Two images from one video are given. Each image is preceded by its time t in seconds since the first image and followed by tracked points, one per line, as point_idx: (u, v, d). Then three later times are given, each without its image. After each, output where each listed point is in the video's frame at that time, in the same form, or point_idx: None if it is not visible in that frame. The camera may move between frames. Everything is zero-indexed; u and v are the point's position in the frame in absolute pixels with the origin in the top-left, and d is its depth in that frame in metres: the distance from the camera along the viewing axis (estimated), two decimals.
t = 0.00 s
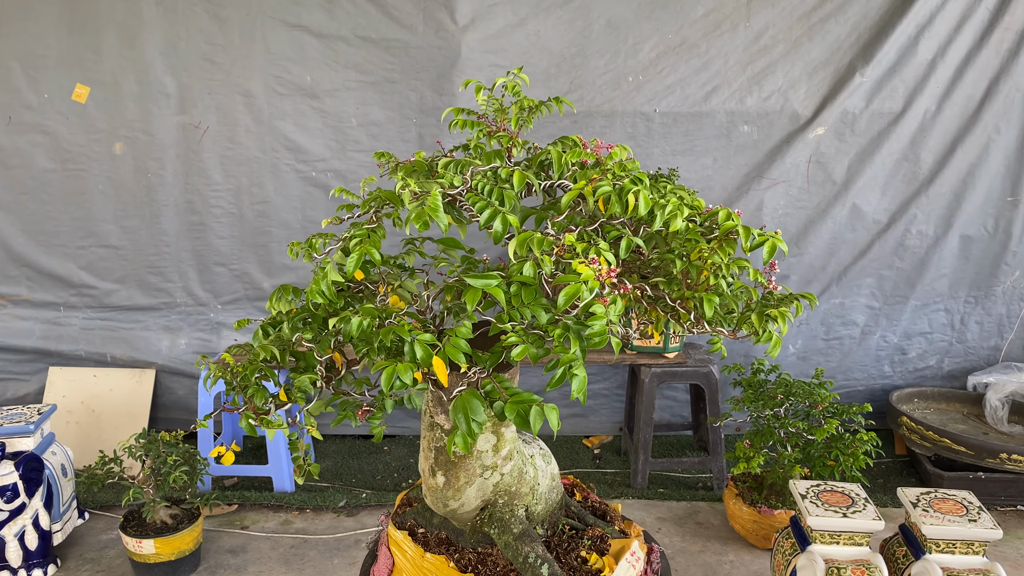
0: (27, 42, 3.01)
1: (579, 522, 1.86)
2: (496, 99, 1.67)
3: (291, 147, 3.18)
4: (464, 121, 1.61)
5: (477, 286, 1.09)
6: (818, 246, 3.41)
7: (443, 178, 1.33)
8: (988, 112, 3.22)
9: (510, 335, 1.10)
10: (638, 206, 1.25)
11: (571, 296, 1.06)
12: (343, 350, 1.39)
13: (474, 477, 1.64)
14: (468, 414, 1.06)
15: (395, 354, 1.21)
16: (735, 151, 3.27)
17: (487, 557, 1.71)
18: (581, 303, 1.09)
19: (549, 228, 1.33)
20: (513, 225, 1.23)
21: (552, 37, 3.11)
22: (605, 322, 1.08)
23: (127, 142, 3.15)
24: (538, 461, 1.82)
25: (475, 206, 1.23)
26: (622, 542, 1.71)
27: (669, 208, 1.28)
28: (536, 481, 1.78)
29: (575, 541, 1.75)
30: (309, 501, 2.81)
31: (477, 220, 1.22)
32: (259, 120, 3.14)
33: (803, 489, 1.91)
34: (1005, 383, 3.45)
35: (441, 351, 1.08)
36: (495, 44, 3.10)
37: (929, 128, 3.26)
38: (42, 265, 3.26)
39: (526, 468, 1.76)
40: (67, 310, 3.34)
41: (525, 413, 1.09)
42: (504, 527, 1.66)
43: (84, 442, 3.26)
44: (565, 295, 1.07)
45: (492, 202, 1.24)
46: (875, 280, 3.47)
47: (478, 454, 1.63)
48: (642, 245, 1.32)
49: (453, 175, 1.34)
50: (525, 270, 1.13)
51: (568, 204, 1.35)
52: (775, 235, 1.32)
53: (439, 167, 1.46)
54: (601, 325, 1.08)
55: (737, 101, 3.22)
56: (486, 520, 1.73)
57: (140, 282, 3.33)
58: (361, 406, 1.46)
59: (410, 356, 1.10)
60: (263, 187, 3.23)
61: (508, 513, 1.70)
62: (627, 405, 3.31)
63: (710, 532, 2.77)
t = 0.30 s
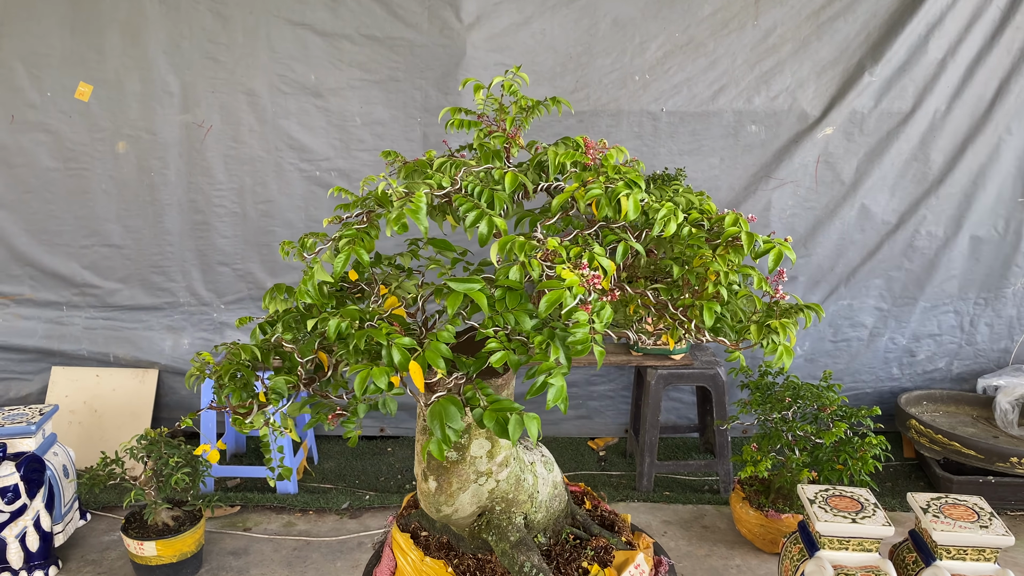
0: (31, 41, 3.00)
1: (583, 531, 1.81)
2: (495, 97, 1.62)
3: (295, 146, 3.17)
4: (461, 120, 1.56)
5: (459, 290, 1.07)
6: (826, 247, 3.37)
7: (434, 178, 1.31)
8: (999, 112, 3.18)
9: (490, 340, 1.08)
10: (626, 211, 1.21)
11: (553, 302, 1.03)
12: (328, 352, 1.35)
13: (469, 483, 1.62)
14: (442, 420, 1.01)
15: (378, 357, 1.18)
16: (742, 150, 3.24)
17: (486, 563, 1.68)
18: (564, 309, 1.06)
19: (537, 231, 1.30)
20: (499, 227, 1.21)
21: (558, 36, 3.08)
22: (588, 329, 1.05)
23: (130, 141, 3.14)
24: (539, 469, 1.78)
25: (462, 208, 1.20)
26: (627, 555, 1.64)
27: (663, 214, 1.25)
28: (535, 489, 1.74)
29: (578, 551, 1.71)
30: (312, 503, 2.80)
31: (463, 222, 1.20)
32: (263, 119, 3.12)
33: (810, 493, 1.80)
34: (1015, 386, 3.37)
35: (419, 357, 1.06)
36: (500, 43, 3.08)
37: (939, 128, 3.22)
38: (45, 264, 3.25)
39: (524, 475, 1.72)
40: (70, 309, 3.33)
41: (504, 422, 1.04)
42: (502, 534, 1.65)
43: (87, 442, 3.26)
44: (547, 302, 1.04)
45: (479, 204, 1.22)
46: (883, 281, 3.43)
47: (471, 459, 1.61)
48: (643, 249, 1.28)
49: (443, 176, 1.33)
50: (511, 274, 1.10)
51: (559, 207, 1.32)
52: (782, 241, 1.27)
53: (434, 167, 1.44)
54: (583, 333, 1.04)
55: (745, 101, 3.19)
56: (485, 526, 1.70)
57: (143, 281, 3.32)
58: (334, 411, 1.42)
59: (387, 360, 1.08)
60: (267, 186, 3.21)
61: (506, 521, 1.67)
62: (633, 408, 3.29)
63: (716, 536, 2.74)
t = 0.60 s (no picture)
0: (35, 39, 2.99)
1: (589, 542, 1.77)
2: (493, 96, 1.57)
3: (300, 146, 3.15)
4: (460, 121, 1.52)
5: (436, 291, 1.05)
6: (835, 248, 3.33)
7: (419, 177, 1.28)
8: (1011, 112, 3.13)
9: (464, 343, 1.05)
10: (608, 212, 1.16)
11: (527, 305, 0.99)
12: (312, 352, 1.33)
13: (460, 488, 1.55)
14: (411, 423, 0.99)
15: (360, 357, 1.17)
16: (751, 150, 3.21)
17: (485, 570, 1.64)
18: (541, 313, 1.03)
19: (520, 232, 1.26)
20: (481, 228, 1.17)
21: (564, 35, 3.06)
22: (563, 334, 1.01)
23: (134, 140, 3.13)
24: (539, 475, 1.73)
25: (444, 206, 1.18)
26: (630, 567, 1.60)
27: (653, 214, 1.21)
28: (535, 496, 1.68)
29: (581, 561, 1.67)
30: (315, 505, 2.78)
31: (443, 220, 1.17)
32: (267, 118, 3.11)
33: (820, 498, 1.70)
34: None
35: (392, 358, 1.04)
36: (506, 41, 3.05)
37: (950, 128, 3.18)
38: (48, 263, 3.25)
39: (522, 481, 1.66)
40: (73, 309, 3.32)
41: (476, 427, 1.01)
42: (498, 541, 1.59)
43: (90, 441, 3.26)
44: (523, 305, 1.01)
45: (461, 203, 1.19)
46: (893, 283, 3.39)
47: (462, 462, 1.54)
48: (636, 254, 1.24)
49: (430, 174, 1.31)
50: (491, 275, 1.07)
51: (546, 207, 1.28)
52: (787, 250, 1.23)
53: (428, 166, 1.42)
54: (558, 338, 1.01)
55: (753, 100, 3.15)
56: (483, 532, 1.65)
57: (146, 281, 3.31)
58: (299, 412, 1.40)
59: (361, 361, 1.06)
60: (271, 185, 3.20)
61: (502, 527, 1.61)
62: (639, 410, 3.27)
63: (723, 540, 2.71)
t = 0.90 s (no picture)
0: (41, 39, 2.99)
1: (592, 552, 1.75)
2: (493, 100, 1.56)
3: (305, 147, 3.14)
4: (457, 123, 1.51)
5: (419, 297, 1.04)
6: (843, 252, 3.30)
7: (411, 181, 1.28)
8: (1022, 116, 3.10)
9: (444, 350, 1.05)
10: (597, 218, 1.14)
11: (507, 314, 0.98)
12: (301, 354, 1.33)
13: (456, 494, 1.52)
14: (387, 430, 0.98)
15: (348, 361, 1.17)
16: (758, 152, 3.18)
17: None
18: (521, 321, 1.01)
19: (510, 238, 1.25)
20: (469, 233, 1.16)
21: (571, 36, 3.04)
22: (544, 344, 0.99)
23: (138, 140, 3.13)
24: (539, 484, 1.70)
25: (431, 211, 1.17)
26: None
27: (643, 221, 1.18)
28: (534, 505, 1.65)
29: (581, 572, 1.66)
30: (318, 508, 2.76)
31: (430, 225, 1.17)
32: (272, 119, 3.10)
33: (828, 505, 1.67)
34: None
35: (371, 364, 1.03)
36: (513, 42, 3.04)
37: (961, 131, 3.14)
38: (52, 263, 3.24)
39: (520, 490, 1.63)
40: (77, 310, 3.32)
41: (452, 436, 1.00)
42: (495, 549, 1.60)
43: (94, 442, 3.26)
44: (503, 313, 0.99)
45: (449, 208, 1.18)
46: (902, 287, 3.36)
47: (456, 470, 1.50)
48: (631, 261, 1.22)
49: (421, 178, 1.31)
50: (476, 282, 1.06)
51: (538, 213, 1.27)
52: (791, 261, 1.21)
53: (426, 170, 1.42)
54: (539, 348, 0.99)
55: (761, 102, 3.13)
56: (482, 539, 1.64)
57: (151, 282, 3.31)
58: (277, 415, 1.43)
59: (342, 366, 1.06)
60: (276, 187, 3.19)
61: (499, 535, 1.60)
62: (646, 413, 3.24)
63: (730, 546, 2.68)
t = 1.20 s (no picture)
0: (47, 39, 2.99)
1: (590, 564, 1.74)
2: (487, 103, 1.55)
3: (310, 147, 3.14)
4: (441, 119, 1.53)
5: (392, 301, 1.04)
6: (851, 257, 3.28)
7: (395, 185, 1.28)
8: None
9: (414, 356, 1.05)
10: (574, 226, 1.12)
11: (475, 320, 0.97)
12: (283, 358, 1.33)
13: (445, 500, 1.49)
14: (352, 434, 0.96)
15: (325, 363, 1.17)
16: (766, 155, 3.16)
17: None
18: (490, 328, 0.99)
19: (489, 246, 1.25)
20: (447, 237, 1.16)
21: (578, 37, 3.02)
22: (510, 353, 0.99)
23: (143, 140, 3.13)
24: (534, 492, 1.68)
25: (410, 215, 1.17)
26: None
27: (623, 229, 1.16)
28: (529, 514, 1.64)
29: None
30: (320, 510, 2.76)
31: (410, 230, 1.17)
32: (277, 120, 3.10)
33: (834, 513, 1.64)
34: None
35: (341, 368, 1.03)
36: (519, 44, 3.02)
37: (970, 135, 3.11)
38: (57, 263, 3.25)
39: (513, 499, 1.61)
40: (81, 310, 3.32)
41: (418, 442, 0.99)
42: (487, 557, 1.59)
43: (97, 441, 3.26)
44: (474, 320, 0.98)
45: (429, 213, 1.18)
46: (910, 291, 3.33)
47: (446, 475, 1.47)
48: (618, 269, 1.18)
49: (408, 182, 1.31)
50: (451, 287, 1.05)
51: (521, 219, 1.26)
52: (783, 273, 1.19)
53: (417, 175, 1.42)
54: (505, 355, 0.98)
55: (770, 105, 3.10)
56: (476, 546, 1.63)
57: (155, 282, 3.31)
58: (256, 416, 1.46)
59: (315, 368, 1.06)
60: (281, 188, 3.18)
61: (491, 543, 1.59)
62: (650, 418, 3.22)
63: (735, 553, 2.66)
